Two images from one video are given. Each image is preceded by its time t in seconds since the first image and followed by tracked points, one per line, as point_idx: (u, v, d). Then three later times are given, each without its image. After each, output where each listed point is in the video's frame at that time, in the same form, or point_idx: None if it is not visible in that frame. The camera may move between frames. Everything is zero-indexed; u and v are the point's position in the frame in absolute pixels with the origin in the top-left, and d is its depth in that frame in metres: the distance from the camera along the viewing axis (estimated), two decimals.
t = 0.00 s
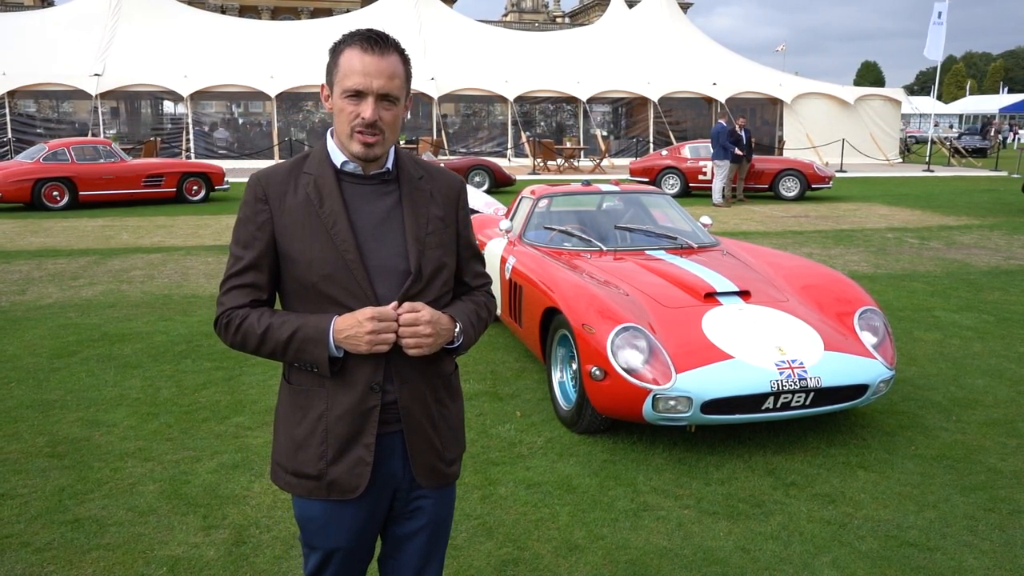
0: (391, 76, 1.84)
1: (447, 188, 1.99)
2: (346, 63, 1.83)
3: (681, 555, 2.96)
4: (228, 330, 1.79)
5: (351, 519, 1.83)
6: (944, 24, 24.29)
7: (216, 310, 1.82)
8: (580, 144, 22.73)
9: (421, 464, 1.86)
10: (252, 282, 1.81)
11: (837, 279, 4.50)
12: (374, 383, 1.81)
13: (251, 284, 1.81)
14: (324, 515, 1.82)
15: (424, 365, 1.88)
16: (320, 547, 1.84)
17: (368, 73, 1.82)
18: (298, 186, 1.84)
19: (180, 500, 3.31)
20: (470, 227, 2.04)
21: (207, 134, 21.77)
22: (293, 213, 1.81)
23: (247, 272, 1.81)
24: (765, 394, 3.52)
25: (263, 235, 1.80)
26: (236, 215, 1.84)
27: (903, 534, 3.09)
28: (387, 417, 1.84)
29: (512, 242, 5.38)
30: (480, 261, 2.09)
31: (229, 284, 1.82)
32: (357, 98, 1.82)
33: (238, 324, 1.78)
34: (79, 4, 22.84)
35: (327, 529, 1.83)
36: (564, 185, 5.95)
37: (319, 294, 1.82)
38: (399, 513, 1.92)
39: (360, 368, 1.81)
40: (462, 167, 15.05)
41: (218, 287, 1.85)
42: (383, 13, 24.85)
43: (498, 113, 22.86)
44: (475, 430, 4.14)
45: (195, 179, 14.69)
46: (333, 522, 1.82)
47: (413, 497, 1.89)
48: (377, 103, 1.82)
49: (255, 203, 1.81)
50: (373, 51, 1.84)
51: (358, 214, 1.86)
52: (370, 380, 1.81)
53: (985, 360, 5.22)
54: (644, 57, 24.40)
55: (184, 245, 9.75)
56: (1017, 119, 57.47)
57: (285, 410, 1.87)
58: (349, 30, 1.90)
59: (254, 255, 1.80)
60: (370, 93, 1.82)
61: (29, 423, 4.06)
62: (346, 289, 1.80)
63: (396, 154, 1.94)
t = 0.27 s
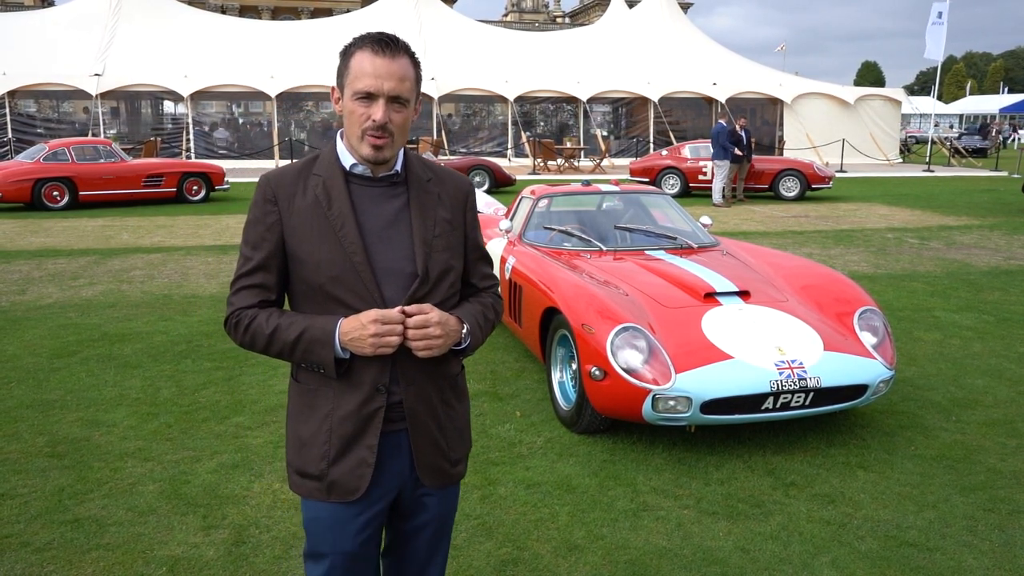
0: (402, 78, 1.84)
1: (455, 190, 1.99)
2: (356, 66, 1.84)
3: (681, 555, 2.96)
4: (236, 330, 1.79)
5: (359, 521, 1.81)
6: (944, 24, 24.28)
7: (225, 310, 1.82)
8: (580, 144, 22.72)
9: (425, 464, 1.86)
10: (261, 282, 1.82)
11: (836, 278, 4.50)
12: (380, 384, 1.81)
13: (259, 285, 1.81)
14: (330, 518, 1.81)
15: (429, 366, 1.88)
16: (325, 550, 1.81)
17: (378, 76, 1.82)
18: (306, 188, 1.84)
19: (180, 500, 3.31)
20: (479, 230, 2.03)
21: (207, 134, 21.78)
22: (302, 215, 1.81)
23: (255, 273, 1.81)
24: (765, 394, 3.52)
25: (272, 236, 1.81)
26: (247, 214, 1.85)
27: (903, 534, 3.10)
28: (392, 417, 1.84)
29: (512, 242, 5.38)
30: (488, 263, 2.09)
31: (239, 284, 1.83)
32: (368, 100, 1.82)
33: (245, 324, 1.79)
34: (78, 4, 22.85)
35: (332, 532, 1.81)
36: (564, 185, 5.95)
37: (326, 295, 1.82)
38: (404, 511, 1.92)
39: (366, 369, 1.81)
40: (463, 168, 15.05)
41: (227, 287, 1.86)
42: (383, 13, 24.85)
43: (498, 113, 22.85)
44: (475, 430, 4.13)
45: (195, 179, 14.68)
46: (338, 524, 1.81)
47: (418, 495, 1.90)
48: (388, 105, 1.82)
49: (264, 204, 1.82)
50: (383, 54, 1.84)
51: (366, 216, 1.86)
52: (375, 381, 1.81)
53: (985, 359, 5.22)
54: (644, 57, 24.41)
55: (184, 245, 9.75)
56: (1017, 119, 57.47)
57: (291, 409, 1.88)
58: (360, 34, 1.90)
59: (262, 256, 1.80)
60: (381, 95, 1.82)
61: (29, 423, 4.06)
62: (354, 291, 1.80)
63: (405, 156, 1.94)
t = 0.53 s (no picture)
0: (429, 86, 1.84)
1: (449, 187, 2.02)
2: (393, 72, 1.79)
3: (681, 555, 2.96)
4: (240, 327, 1.77)
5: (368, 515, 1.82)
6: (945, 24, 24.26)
7: (224, 307, 1.80)
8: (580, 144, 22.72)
9: (428, 457, 1.88)
10: (263, 278, 1.80)
11: (836, 278, 4.50)
12: (384, 379, 1.81)
13: (261, 281, 1.79)
14: (337, 514, 1.80)
15: (431, 361, 1.89)
16: (334, 548, 1.81)
17: (418, 85, 1.81)
18: (309, 184, 1.83)
19: (180, 500, 3.31)
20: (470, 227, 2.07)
21: (207, 134, 21.77)
22: (306, 211, 1.80)
23: (258, 269, 1.79)
24: (765, 394, 3.52)
25: (275, 232, 1.79)
26: (247, 209, 1.82)
27: (903, 534, 3.10)
28: (395, 411, 1.85)
29: (512, 242, 5.38)
30: (477, 259, 2.12)
31: (240, 281, 1.80)
32: (406, 109, 1.80)
33: (250, 321, 1.76)
34: (79, 4, 22.85)
35: (337, 528, 1.80)
36: (564, 185, 5.95)
37: (330, 292, 1.82)
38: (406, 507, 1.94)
39: (371, 365, 1.80)
40: (463, 168, 15.06)
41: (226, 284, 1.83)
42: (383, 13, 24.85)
43: (498, 113, 22.86)
44: (475, 430, 4.14)
45: (195, 179, 14.68)
46: (345, 520, 1.80)
47: (420, 488, 1.91)
48: (424, 116, 1.83)
49: (267, 200, 1.80)
50: (416, 61, 1.83)
51: (369, 213, 1.86)
52: (380, 377, 1.81)
53: (985, 359, 5.23)
54: (644, 57, 24.41)
55: (184, 245, 9.76)
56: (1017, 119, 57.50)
57: (293, 405, 1.87)
58: (378, 36, 1.85)
59: (266, 251, 1.79)
60: (417, 104, 1.81)
61: (29, 423, 4.06)
62: (359, 288, 1.80)
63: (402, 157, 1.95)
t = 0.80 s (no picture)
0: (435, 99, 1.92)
1: (411, 187, 2.11)
2: (417, 85, 1.83)
3: (681, 556, 2.96)
4: (251, 333, 1.68)
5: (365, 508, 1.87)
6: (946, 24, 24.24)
7: (225, 313, 1.70)
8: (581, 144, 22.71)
9: (425, 447, 1.96)
10: (270, 281, 1.72)
11: (836, 278, 4.50)
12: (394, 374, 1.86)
13: (267, 284, 1.72)
14: (340, 509, 1.83)
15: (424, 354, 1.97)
16: (332, 539, 1.85)
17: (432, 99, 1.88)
18: (310, 183, 1.78)
19: (180, 499, 3.31)
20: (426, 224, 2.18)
21: (207, 134, 21.75)
22: (314, 212, 1.77)
23: (264, 272, 1.71)
24: (765, 394, 3.52)
25: (284, 234, 1.73)
26: (246, 209, 1.72)
27: (903, 534, 3.09)
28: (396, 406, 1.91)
29: (512, 242, 5.39)
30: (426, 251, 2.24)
31: (242, 284, 1.71)
32: (422, 121, 1.86)
33: (263, 325, 1.69)
34: (79, 4, 22.87)
35: (343, 520, 1.84)
36: (565, 185, 5.95)
37: (337, 292, 1.81)
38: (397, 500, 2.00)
39: (382, 362, 1.83)
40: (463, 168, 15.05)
41: (221, 288, 1.71)
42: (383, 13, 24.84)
43: (498, 113, 22.85)
44: (475, 430, 4.14)
45: (195, 179, 14.68)
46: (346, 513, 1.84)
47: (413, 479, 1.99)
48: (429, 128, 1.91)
49: (274, 201, 1.73)
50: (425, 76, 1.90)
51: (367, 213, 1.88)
52: (390, 372, 1.85)
53: (985, 360, 5.23)
54: (644, 57, 24.41)
55: (185, 245, 9.76)
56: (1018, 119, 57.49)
57: (296, 409, 1.81)
58: (389, 44, 1.84)
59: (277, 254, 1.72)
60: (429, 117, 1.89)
61: (29, 423, 4.06)
62: (368, 287, 1.82)
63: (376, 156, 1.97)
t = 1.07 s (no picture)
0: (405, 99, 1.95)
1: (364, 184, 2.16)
2: (394, 89, 1.84)
3: (681, 556, 2.96)
4: (254, 340, 1.67)
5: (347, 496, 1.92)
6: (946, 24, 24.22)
7: (223, 323, 1.67)
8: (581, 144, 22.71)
9: (401, 434, 2.05)
10: (268, 290, 1.71)
11: (836, 278, 4.50)
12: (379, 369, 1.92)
13: (266, 293, 1.71)
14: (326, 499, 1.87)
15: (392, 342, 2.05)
16: (317, 529, 1.88)
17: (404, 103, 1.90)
18: (298, 187, 1.78)
19: (180, 500, 3.31)
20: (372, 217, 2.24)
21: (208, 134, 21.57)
22: (307, 216, 1.78)
23: (263, 281, 1.70)
24: (765, 394, 3.52)
25: (279, 239, 1.73)
26: (241, 217, 1.69)
27: (903, 534, 3.09)
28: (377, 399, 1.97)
29: (512, 242, 5.39)
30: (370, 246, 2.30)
31: (239, 292, 1.69)
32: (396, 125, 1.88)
33: (265, 332, 1.68)
34: (79, 4, 22.87)
35: (328, 512, 1.88)
36: (565, 185, 5.95)
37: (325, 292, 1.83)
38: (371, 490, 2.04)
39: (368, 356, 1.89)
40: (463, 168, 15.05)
41: (216, 298, 1.68)
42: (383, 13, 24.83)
43: (498, 113, 22.84)
44: (475, 430, 4.14)
45: (195, 179, 14.67)
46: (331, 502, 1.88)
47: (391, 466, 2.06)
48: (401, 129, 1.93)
49: (269, 207, 1.72)
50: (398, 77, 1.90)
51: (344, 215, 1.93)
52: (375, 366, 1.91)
53: (986, 360, 5.23)
54: (644, 57, 24.41)
55: (185, 245, 9.76)
56: (1018, 119, 57.47)
57: (288, 412, 1.82)
58: (365, 49, 1.84)
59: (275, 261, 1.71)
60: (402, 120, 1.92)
61: (29, 423, 4.07)
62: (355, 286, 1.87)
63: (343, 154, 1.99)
